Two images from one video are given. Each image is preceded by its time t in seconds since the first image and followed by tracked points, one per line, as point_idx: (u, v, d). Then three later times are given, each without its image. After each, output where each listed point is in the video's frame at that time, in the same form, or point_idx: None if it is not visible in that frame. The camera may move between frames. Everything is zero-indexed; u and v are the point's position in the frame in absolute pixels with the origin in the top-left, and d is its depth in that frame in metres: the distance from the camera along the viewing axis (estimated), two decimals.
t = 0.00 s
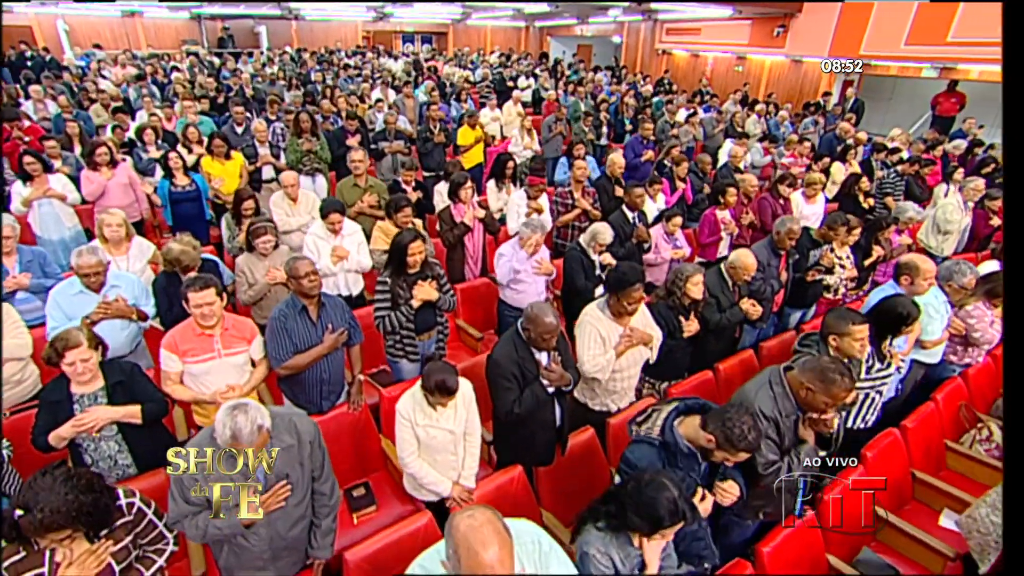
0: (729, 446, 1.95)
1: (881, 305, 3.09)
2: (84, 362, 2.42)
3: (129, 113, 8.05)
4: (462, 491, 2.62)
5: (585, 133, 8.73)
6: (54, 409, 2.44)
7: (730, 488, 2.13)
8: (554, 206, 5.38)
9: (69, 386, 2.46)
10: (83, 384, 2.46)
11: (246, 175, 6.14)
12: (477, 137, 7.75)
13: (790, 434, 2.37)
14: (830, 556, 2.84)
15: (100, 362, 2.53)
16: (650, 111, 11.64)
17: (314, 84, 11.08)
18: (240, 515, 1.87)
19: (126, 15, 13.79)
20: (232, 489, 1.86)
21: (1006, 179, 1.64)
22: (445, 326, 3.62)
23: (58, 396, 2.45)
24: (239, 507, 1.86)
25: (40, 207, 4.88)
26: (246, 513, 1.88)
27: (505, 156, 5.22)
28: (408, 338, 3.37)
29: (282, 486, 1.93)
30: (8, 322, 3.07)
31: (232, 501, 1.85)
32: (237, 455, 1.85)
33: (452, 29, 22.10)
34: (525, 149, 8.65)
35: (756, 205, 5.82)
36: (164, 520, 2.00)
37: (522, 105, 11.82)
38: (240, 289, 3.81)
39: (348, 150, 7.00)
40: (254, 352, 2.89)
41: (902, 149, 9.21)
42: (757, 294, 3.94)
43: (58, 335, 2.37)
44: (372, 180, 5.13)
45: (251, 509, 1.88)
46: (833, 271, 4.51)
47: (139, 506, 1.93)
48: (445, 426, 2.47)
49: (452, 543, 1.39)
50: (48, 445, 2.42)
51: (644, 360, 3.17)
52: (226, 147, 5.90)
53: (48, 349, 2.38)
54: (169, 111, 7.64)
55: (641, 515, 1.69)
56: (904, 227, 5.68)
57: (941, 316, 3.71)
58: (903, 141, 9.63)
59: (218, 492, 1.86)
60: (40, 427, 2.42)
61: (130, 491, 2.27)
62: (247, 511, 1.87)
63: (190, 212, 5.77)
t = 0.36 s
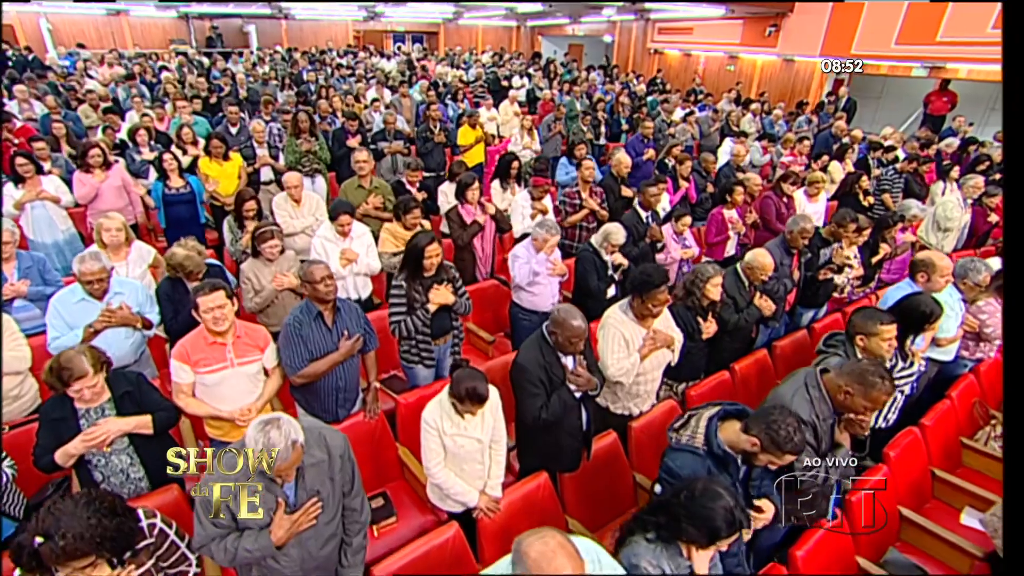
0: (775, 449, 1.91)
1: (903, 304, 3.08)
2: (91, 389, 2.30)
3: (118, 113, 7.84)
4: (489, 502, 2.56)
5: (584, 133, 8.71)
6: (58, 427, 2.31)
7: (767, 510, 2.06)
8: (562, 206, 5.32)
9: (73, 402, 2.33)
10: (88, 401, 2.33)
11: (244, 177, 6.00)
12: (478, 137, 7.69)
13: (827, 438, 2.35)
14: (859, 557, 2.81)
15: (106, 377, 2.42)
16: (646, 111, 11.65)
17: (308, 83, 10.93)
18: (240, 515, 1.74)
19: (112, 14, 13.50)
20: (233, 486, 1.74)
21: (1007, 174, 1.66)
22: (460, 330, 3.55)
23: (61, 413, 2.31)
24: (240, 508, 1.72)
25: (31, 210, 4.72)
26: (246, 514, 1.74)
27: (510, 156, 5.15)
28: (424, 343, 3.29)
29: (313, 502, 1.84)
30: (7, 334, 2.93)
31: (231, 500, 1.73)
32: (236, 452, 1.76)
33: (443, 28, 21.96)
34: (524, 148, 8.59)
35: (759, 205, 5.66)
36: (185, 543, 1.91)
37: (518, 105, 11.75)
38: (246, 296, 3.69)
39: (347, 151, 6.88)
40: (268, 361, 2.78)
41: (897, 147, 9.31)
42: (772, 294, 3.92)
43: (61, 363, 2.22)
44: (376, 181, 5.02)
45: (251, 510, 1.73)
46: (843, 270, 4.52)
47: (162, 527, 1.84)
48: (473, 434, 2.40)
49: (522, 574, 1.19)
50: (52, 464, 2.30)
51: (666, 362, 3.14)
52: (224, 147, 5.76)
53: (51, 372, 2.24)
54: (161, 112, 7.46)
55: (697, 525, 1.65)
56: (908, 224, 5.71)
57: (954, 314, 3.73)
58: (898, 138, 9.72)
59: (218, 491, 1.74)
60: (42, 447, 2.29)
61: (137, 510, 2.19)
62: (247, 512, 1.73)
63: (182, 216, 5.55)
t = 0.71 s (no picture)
0: (819, 455, 1.87)
1: (926, 302, 3.07)
2: (105, 407, 2.21)
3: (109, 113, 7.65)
4: (516, 508, 2.52)
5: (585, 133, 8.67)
6: (68, 444, 2.19)
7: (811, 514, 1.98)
8: (570, 206, 5.27)
9: (83, 418, 2.21)
10: (100, 416, 2.22)
11: (244, 178, 5.88)
12: (478, 137, 7.63)
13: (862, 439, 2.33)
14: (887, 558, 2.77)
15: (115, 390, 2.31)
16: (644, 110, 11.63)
17: (303, 83, 10.78)
18: (239, 518, 1.69)
19: (101, 12, 13.27)
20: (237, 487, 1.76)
21: (1007, 169, 1.77)
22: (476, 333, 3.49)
23: (70, 430, 2.19)
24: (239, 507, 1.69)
25: (25, 212, 4.58)
26: (245, 514, 1.69)
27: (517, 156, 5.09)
28: (442, 346, 3.23)
29: (346, 514, 1.78)
30: (10, 344, 2.79)
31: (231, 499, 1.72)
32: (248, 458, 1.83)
33: (436, 28, 21.83)
34: (525, 148, 8.54)
35: (765, 204, 5.58)
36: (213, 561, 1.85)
37: (516, 104, 11.69)
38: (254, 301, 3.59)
39: (348, 151, 6.78)
40: (284, 367, 2.70)
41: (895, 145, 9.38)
42: (786, 294, 3.91)
43: (73, 384, 2.11)
44: (381, 181, 4.93)
45: (251, 510, 1.68)
46: (854, 269, 4.52)
47: (190, 544, 1.76)
48: (502, 441, 2.35)
49: None
50: (64, 484, 2.18)
51: (688, 364, 3.10)
52: (223, 148, 5.64)
53: (62, 393, 2.12)
54: (155, 111, 7.29)
55: (751, 532, 1.64)
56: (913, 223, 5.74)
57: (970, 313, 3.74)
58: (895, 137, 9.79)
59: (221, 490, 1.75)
60: (52, 466, 2.17)
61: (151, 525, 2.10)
62: (244, 512, 1.68)
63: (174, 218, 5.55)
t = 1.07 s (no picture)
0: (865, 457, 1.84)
1: (946, 299, 3.08)
2: (126, 418, 2.14)
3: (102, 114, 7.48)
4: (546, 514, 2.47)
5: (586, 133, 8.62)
6: (88, 460, 2.12)
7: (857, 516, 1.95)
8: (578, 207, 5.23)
9: (102, 431, 2.14)
10: (120, 429, 2.15)
11: (244, 179, 5.76)
12: (479, 137, 7.55)
13: (899, 434, 2.28)
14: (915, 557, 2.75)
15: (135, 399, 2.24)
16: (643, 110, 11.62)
17: (299, 83, 10.63)
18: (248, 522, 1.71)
19: (89, 10, 12.98)
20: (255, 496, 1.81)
21: (1008, 168, 1.71)
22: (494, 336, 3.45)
23: (90, 443, 2.12)
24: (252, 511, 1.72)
25: (22, 217, 4.45)
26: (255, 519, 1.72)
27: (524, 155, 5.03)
28: (461, 350, 3.17)
29: (386, 528, 1.71)
30: (17, 354, 2.69)
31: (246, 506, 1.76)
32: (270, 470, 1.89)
33: (429, 28, 21.69)
34: (526, 147, 8.47)
35: (771, 202, 5.55)
36: None
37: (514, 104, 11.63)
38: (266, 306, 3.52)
39: (351, 151, 6.69)
40: (306, 375, 2.64)
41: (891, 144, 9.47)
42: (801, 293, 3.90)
43: (96, 394, 2.03)
44: (388, 182, 4.85)
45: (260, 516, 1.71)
46: (864, 267, 4.53)
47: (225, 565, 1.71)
48: (534, 447, 2.31)
49: None
50: (83, 501, 2.11)
51: (711, 364, 3.08)
52: (223, 149, 5.53)
53: (83, 404, 2.04)
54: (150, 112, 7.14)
55: (808, 538, 1.60)
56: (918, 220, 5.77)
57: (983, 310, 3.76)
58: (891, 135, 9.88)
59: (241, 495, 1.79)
60: (72, 482, 2.10)
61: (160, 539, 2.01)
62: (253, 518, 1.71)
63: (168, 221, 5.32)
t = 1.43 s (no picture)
0: (903, 457, 1.82)
1: (955, 295, 3.13)
2: (144, 428, 2.08)
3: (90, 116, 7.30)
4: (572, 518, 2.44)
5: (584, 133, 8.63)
6: (105, 469, 2.07)
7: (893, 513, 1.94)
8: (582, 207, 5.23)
9: (121, 441, 2.09)
10: (137, 439, 2.10)
11: (240, 181, 5.63)
12: (476, 137, 7.50)
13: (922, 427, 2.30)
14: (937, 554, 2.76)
15: (156, 410, 2.18)
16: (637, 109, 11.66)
17: (291, 83, 10.49)
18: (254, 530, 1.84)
19: (72, 9, 12.69)
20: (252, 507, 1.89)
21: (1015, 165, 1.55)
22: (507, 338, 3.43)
23: (108, 453, 2.08)
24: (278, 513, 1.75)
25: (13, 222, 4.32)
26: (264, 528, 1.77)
27: (528, 155, 5.01)
28: (477, 353, 3.14)
29: (424, 539, 1.67)
30: (21, 365, 2.60)
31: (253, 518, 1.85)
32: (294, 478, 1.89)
33: (419, 29, 21.58)
34: (522, 147, 8.46)
35: (773, 200, 5.60)
36: None
37: (508, 104, 11.59)
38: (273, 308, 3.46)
39: (349, 152, 6.60)
40: (324, 382, 2.59)
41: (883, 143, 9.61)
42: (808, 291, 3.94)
43: (113, 403, 1.99)
44: (392, 183, 4.80)
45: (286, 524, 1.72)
46: (866, 265, 4.58)
47: None
48: (562, 451, 2.29)
49: None
50: (100, 512, 2.06)
51: (728, 363, 3.08)
52: (220, 151, 5.43)
53: (101, 412, 2.00)
54: (141, 114, 7.00)
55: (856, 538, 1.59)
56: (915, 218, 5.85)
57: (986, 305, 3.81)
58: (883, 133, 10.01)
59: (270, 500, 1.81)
60: (88, 492, 2.05)
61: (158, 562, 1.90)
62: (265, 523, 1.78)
63: (168, 223, 5.26)
